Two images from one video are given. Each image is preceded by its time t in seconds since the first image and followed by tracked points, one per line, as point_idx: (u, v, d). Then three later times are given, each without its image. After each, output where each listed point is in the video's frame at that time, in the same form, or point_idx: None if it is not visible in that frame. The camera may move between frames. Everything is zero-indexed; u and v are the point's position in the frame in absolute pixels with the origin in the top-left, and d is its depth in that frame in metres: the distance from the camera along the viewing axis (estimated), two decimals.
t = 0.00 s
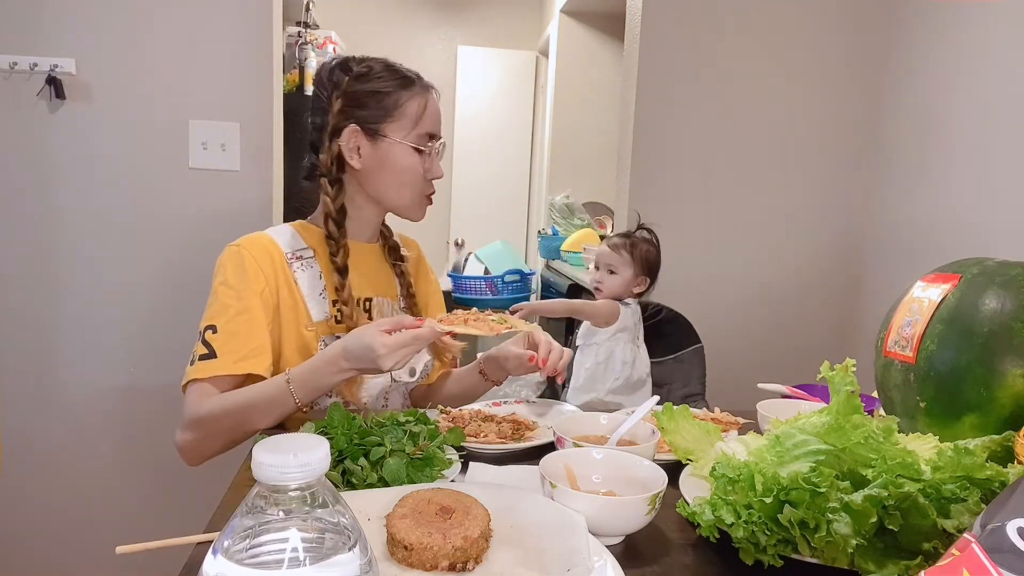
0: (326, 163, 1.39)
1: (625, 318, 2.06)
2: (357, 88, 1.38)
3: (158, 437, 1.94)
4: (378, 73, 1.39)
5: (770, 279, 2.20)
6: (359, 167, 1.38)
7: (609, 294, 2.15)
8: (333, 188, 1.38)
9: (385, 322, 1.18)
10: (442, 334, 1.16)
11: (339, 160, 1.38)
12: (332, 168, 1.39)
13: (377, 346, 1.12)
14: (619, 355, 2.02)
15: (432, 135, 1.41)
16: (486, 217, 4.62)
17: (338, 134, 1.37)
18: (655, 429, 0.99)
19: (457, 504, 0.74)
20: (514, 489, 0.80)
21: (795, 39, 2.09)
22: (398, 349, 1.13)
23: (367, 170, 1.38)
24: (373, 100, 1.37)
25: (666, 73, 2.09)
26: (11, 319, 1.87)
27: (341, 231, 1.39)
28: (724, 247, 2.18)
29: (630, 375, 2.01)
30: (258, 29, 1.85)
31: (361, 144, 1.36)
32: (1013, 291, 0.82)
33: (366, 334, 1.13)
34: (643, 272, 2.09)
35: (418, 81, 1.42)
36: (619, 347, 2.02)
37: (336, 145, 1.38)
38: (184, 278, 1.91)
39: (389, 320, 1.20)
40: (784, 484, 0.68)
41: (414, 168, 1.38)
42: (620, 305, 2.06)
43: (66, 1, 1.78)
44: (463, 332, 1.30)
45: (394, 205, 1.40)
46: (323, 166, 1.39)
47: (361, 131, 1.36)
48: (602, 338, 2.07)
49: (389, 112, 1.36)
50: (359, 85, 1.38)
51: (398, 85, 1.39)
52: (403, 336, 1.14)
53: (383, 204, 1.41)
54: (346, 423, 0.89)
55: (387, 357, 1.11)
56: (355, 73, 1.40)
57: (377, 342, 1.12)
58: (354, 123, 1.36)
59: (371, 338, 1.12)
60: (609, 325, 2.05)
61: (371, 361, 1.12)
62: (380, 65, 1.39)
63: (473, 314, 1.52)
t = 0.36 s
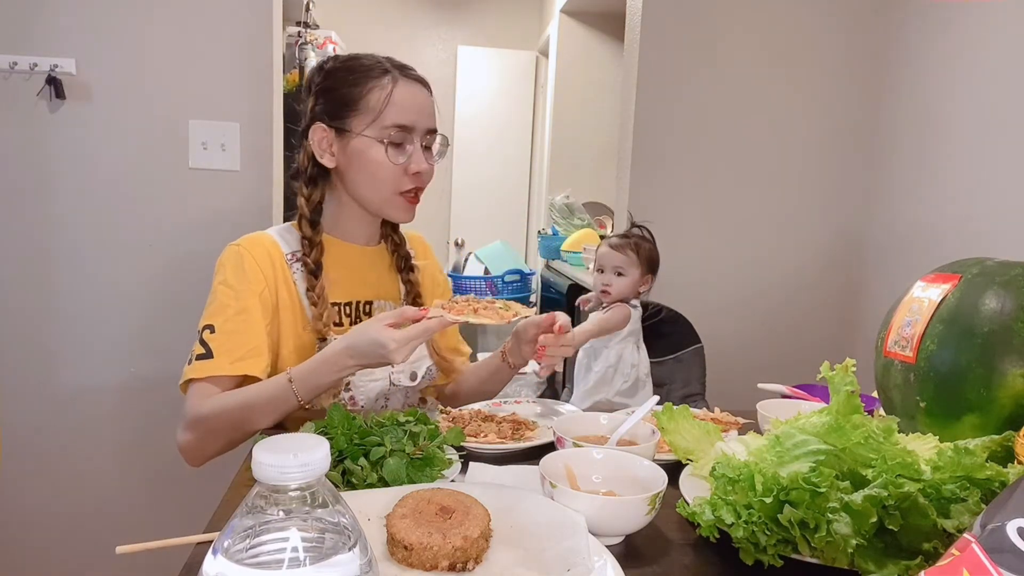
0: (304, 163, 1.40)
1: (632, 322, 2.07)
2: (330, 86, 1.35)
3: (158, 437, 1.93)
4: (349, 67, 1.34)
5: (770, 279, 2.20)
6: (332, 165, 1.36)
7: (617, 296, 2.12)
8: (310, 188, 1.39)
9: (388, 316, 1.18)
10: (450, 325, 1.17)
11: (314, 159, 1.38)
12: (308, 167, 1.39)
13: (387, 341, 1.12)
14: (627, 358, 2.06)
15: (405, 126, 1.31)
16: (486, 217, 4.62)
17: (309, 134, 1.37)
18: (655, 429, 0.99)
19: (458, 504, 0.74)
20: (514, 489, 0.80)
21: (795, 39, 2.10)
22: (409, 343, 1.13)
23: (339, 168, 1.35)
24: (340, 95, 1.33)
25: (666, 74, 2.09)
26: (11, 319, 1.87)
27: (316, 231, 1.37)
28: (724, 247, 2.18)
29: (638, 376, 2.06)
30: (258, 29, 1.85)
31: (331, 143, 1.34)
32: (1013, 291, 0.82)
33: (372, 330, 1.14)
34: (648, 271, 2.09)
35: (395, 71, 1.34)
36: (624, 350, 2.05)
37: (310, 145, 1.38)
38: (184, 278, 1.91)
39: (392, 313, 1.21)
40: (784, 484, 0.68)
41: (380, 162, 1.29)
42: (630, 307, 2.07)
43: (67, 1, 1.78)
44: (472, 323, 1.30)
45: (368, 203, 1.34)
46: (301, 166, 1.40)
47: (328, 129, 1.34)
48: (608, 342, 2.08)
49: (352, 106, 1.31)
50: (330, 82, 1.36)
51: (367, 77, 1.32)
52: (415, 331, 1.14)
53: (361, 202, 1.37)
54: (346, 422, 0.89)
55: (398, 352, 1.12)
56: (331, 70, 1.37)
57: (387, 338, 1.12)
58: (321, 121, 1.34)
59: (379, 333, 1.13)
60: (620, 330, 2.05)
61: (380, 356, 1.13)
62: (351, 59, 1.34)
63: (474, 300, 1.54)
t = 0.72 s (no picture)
0: (306, 165, 1.41)
1: (632, 323, 2.07)
2: (329, 88, 1.35)
3: (158, 437, 1.93)
4: (346, 68, 1.34)
5: (770, 279, 2.20)
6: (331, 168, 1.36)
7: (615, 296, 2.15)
8: (310, 189, 1.39)
9: (392, 304, 1.19)
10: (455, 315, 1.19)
11: (314, 162, 1.38)
12: (310, 169, 1.40)
13: (393, 331, 1.14)
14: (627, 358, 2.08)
15: (400, 127, 1.30)
16: (486, 216, 4.62)
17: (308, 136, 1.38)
18: (654, 429, 0.99)
19: (458, 504, 0.74)
20: (514, 489, 0.80)
21: (795, 39, 2.09)
22: (412, 333, 1.16)
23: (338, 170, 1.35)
24: (336, 96, 1.33)
25: (666, 74, 2.09)
26: (11, 319, 1.87)
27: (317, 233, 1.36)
28: (724, 247, 2.18)
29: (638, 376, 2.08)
30: (258, 29, 1.85)
31: (329, 144, 1.34)
32: (1013, 291, 0.82)
33: (376, 318, 1.15)
34: (647, 271, 2.10)
35: (393, 71, 1.33)
36: (625, 352, 2.07)
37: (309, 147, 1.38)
38: (184, 278, 1.91)
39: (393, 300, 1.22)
40: (784, 484, 0.68)
41: (374, 164, 1.28)
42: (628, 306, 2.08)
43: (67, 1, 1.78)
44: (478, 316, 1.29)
45: (365, 205, 1.33)
46: (302, 168, 1.41)
47: (325, 130, 1.34)
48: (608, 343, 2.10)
49: (348, 108, 1.31)
50: (328, 84, 1.36)
51: (365, 77, 1.31)
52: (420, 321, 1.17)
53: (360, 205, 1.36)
54: (346, 422, 0.89)
55: (402, 342, 1.15)
56: (330, 72, 1.38)
57: (393, 327, 1.15)
58: (319, 124, 1.35)
59: (384, 322, 1.15)
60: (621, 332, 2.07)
61: (384, 343, 1.15)
62: (348, 61, 1.34)
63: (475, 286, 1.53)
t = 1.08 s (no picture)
0: (313, 170, 1.43)
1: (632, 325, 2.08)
2: (333, 89, 1.36)
3: (157, 437, 1.93)
4: (349, 68, 1.35)
5: (770, 279, 2.20)
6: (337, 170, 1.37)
7: (609, 297, 2.24)
8: (316, 193, 1.40)
9: (392, 273, 1.18)
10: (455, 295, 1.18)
11: (321, 166, 1.40)
12: (317, 174, 1.42)
13: (391, 300, 1.13)
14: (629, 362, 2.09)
15: (402, 125, 1.29)
16: (486, 216, 4.62)
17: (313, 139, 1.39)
18: (655, 429, 0.99)
19: (458, 504, 0.74)
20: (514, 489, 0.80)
21: (795, 39, 2.10)
22: (410, 304, 1.15)
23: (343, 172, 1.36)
24: (339, 97, 1.34)
25: (666, 74, 2.09)
26: (11, 319, 1.87)
27: (321, 237, 1.37)
28: (724, 247, 2.18)
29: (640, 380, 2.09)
30: (258, 29, 1.85)
31: (334, 147, 1.36)
32: (1013, 291, 0.82)
33: (372, 284, 1.14)
34: (638, 271, 2.14)
35: (396, 68, 1.32)
36: (625, 354, 2.08)
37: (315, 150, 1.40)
38: (184, 278, 1.91)
39: (393, 269, 1.21)
40: (784, 484, 0.68)
41: (376, 162, 1.28)
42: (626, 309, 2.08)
43: (67, 1, 1.78)
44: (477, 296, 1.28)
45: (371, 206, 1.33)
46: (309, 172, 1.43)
47: (328, 132, 1.35)
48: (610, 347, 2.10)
49: (350, 108, 1.31)
50: (331, 86, 1.37)
51: (367, 77, 1.31)
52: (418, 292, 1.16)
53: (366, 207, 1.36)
54: (345, 422, 0.89)
55: (398, 311, 1.14)
56: (332, 74, 1.38)
57: (390, 295, 1.14)
58: (322, 126, 1.36)
59: (380, 288, 1.14)
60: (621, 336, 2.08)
61: (380, 311, 1.14)
62: (350, 60, 1.35)
63: (476, 264, 1.50)
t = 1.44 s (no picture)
0: (323, 175, 1.42)
1: (635, 326, 2.09)
2: (342, 91, 1.36)
3: (157, 437, 1.93)
4: (358, 69, 1.35)
5: (770, 279, 2.20)
6: (347, 174, 1.37)
7: (609, 297, 2.25)
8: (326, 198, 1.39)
9: (393, 240, 1.19)
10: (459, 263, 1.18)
11: (330, 170, 1.40)
12: (327, 178, 1.41)
13: (393, 263, 1.14)
14: (631, 362, 2.08)
15: (411, 124, 1.28)
16: (486, 216, 4.62)
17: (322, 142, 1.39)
18: (655, 429, 0.99)
19: (457, 504, 0.74)
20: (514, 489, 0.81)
21: (795, 40, 2.10)
22: (411, 268, 1.16)
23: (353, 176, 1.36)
24: (348, 99, 1.33)
25: (666, 74, 2.09)
26: (10, 319, 1.87)
27: (330, 243, 1.38)
28: (724, 247, 2.18)
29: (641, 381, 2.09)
30: (258, 29, 1.85)
31: (344, 150, 1.35)
32: (1013, 290, 0.82)
33: (373, 249, 1.15)
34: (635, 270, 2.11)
35: (405, 68, 1.32)
36: (626, 355, 2.07)
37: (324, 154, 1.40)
38: (184, 277, 1.91)
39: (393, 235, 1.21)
40: (784, 484, 0.68)
41: (386, 163, 1.27)
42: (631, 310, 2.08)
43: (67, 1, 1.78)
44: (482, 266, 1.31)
45: (382, 208, 1.33)
46: (319, 176, 1.44)
47: (337, 135, 1.35)
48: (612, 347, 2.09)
49: (359, 109, 1.31)
50: (340, 88, 1.37)
51: (376, 77, 1.31)
52: (420, 258, 1.17)
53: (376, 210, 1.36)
54: (345, 422, 0.90)
55: (400, 274, 1.15)
56: (341, 76, 1.38)
57: (392, 258, 1.15)
58: (332, 128, 1.36)
59: (381, 253, 1.14)
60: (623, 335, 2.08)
61: (381, 275, 1.15)
62: (360, 61, 1.35)
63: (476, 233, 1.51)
